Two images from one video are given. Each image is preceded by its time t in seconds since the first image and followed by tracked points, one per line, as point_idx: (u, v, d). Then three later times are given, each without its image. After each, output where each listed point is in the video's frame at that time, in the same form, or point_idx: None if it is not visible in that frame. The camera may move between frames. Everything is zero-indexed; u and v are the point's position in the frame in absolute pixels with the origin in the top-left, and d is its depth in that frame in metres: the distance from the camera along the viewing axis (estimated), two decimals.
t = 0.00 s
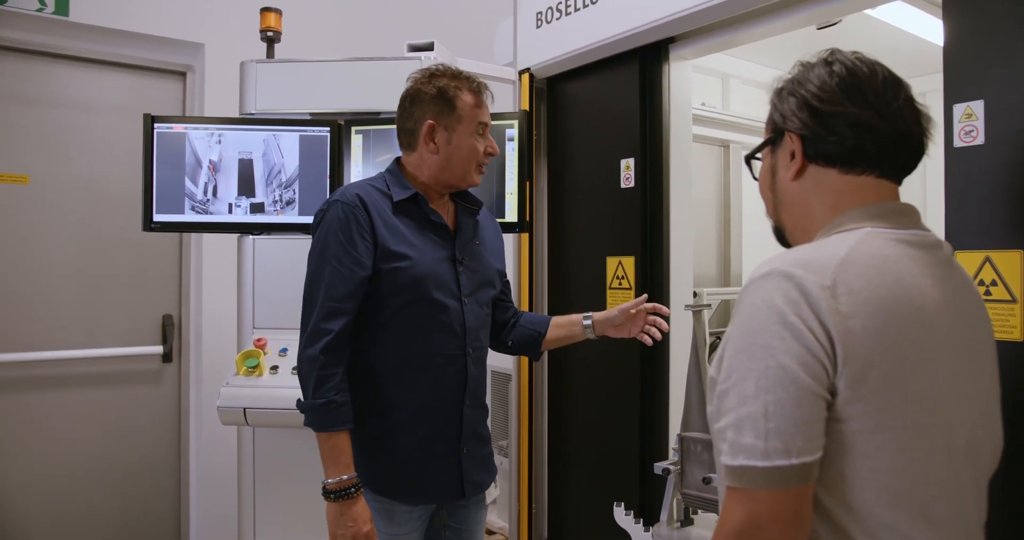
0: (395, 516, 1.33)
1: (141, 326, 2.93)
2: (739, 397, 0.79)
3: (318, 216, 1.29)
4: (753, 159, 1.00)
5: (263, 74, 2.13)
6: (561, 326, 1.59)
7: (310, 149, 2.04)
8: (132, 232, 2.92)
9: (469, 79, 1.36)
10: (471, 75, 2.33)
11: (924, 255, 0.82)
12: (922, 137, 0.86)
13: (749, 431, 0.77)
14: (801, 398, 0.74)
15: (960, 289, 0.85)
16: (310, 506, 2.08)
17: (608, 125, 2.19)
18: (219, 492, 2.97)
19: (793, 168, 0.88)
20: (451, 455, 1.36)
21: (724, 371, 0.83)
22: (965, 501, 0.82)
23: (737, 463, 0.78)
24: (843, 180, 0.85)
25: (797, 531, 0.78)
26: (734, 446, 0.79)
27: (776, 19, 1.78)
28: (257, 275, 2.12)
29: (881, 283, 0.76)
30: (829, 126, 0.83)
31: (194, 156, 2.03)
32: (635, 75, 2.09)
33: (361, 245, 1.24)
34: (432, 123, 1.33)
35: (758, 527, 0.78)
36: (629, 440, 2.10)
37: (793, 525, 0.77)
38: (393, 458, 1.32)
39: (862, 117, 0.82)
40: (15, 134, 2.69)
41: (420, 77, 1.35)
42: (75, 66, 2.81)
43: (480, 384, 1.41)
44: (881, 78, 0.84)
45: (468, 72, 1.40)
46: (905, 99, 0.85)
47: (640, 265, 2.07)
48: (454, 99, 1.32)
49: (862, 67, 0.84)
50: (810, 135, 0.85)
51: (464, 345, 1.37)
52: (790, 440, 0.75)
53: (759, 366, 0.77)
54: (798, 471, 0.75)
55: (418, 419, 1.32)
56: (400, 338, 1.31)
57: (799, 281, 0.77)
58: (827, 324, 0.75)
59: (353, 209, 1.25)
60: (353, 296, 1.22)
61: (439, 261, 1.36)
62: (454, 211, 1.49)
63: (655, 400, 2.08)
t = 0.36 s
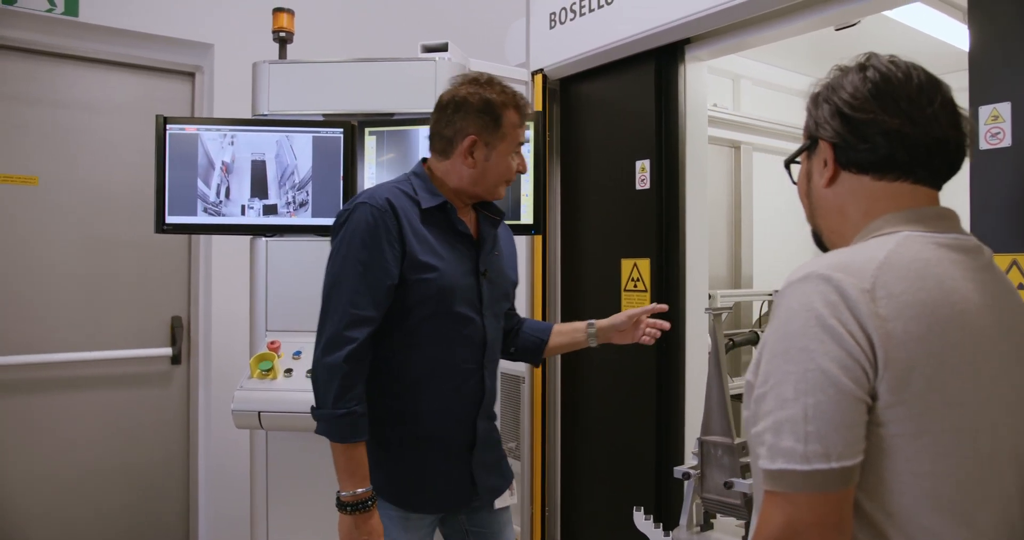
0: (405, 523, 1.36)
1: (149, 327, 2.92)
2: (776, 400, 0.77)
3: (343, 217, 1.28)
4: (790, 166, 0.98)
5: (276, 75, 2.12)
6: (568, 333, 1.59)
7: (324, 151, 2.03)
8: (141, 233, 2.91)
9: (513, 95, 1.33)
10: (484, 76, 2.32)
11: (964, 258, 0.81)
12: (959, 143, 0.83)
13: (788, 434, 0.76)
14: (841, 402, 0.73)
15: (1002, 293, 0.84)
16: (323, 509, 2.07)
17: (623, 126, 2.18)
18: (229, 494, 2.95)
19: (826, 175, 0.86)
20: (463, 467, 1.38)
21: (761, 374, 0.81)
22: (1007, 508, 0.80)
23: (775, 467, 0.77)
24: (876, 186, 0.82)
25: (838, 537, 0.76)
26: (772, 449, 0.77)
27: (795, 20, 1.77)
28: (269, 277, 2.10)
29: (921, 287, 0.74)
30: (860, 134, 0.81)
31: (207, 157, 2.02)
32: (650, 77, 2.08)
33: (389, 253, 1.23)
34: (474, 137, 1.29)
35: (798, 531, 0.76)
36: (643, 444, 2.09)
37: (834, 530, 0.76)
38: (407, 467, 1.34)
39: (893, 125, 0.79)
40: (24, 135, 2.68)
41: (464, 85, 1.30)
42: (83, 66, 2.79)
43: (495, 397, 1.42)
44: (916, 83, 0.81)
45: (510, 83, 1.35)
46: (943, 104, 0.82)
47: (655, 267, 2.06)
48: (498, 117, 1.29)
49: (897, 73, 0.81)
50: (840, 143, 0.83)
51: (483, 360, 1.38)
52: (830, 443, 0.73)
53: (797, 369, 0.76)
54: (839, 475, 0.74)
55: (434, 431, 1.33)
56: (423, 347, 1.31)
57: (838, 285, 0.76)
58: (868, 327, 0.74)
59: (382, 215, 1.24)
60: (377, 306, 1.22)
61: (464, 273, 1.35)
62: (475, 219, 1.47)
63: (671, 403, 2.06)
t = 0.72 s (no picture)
0: (486, 526, 1.37)
1: (154, 328, 2.91)
2: (801, 400, 0.76)
3: (399, 226, 1.33)
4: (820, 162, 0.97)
5: (285, 74, 2.09)
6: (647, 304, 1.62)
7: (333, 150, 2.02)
8: (146, 233, 2.90)
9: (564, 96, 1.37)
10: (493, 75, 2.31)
11: (989, 256, 0.79)
12: (978, 138, 0.79)
13: (814, 434, 0.74)
14: (867, 401, 0.72)
15: None
16: (332, 511, 2.05)
17: (633, 125, 2.18)
18: (234, 495, 2.94)
19: (845, 178, 0.85)
20: (540, 463, 1.39)
21: (785, 374, 0.80)
22: None
23: (801, 467, 0.75)
24: (893, 188, 0.81)
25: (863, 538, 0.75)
26: (797, 449, 0.76)
27: (809, 18, 1.76)
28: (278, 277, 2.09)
29: (948, 285, 0.73)
30: (875, 141, 0.79)
31: (215, 156, 2.01)
32: (661, 76, 2.07)
33: (444, 255, 1.27)
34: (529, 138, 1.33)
35: (823, 532, 0.75)
36: (654, 444, 2.09)
37: (858, 531, 0.75)
38: (486, 467, 1.35)
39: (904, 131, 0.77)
40: (29, 133, 2.67)
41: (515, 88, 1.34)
42: (89, 66, 2.78)
43: (564, 391, 1.43)
44: (932, 81, 0.78)
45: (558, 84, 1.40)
46: (962, 102, 0.78)
47: (665, 266, 2.06)
48: (552, 118, 1.33)
49: (912, 74, 0.78)
50: (856, 149, 0.82)
51: (549, 354, 1.40)
52: (856, 443, 0.72)
53: (822, 368, 0.74)
54: (865, 476, 0.73)
55: (507, 427, 1.35)
56: (484, 347, 1.34)
57: (863, 284, 0.75)
58: (894, 327, 0.73)
59: (435, 219, 1.29)
60: (435, 308, 1.26)
61: (523, 270, 1.37)
62: (528, 217, 1.49)
63: (682, 402, 2.05)
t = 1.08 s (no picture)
0: (516, 524, 1.41)
1: (151, 331, 2.89)
2: (800, 413, 0.74)
3: (433, 232, 1.35)
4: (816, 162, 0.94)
5: (281, 75, 2.07)
6: (688, 295, 1.73)
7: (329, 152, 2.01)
8: (142, 235, 2.88)
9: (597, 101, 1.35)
10: (491, 77, 2.30)
11: (990, 262, 0.77)
12: (983, 144, 0.77)
13: (813, 449, 0.73)
14: (867, 414, 0.70)
15: None
16: (328, 517, 2.03)
17: (631, 127, 2.16)
18: (231, 499, 2.92)
19: (847, 181, 0.82)
20: (568, 467, 1.41)
21: (784, 386, 0.78)
22: None
23: (800, 482, 0.74)
24: (897, 194, 0.78)
25: None
26: (796, 464, 0.74)
27: (808, 21, 1.74)
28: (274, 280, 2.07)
29: (949, 293, 0.72)
30: (881, 145, 0.77)
31: (211, 159, 2.00)
32: (660, 78, 2.06)
33: (480, 262, 1.29)
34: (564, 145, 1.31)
35: None
36: (654, 449, 2.07)
37: None
38: (518, 468, 1.39)
39: (913, 137, 0.75)
40: (25, 135, 2.65)
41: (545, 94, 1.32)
42: (86, 67, 2.77)
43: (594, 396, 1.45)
44: (939, 86, 0.76)
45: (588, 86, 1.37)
46: (969, 107, 0.76)
47: (664, 270, 2.04)
48: (587, 124, 1.32)
49: (920, 77, 0.76)
50: (860, 153, 0.79)
51: (580, 360, 1.41)
52: (856, 458, 0.71)
53: (822, 381, 0.73)
54: (865, 491, 0.71)
55: (540, 431, 1.38)
56: (517, 352, 1.36)
57: (862, 294, 0.73)
58: (894, 338, 0.71)
59: (471, 226, 1.31)
60: (472, 315, 1.28)
61: (554, 276, 1.39)
62: (558, 221, 1.51)
63: (682, 407, 2.03)
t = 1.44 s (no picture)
0: (499, 533, 1.29)
1: (136, 332, 2.85)
2: (794, 421, 0.68)
3: (427, 225, 1.24)
4: (799, 139, 0.88)
5: (264, 72, 2.03)
6: (688, 293, 1.66)
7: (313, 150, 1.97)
8: (128, 235, 2.84)
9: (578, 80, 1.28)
10: (478, 74, 2.26)
11: (982, 262, 0.72)
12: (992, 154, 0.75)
13: (807, 458, 0.66)
14: (865, 423, 0.63)
15: None
16: (310, 522, 2.00)
17: (620, 125, 2.13)
18: (218, 502, 2.89)
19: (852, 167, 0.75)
20: (558, 474, 1.30)
21: (775, 393, 0.72)
22: None
23: (793, 495, 0.67)
24: (902, 188, 0.73)
25: None
26: (789, 476, 0.67)
27: (798, 15, 1.70)
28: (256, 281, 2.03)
29: (946, 298, 0.66)
30: (904, 126, 0.70)
31: (192, 157, 1.96)
32: (649, 74, 2.02)
33: (475, 259, 1.19)
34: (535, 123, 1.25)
35: None
36: (643, 453, 2.03)
37: None
38: (504, 474, 1.27)
39: (943, 128, 0.69)
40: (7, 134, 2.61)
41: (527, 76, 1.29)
42: (86, 67, 2.76)
43: (587, 400, 1.34)
44: (967, 84, 0.72)
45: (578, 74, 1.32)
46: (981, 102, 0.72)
47: (654, 270, 2.01)
48: (558, 98, 1.24)
49: (953, 67, 0.71)
50: (878, 134, 0.72)
51: (575, 363, 1.30)
52: (855, 468, 0.64)
53: (815, 387, 0.66)
54: (864, 505, 0.64)
55: (530, 438, 1.27)
56: (511, 354, 1.25)
57: (857, 297, 0.67)
58: (891, 342, 0.65)
59: (466, 221, 1.20)
60: (463, 312, 1.17)
61: (551, 276, 1.28)
62: (555, 220, 1.41)
63: (670, 409, 2.00)
